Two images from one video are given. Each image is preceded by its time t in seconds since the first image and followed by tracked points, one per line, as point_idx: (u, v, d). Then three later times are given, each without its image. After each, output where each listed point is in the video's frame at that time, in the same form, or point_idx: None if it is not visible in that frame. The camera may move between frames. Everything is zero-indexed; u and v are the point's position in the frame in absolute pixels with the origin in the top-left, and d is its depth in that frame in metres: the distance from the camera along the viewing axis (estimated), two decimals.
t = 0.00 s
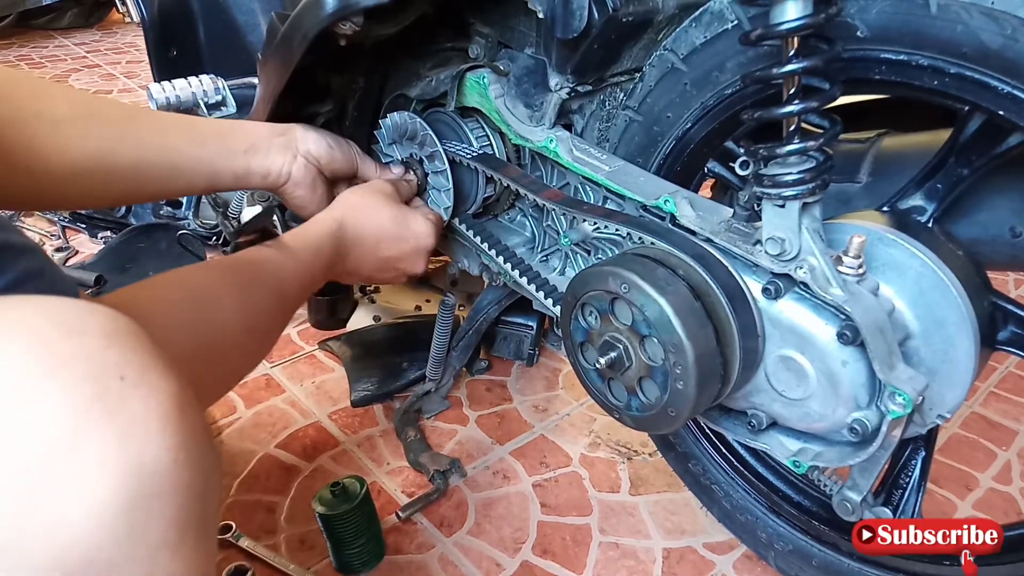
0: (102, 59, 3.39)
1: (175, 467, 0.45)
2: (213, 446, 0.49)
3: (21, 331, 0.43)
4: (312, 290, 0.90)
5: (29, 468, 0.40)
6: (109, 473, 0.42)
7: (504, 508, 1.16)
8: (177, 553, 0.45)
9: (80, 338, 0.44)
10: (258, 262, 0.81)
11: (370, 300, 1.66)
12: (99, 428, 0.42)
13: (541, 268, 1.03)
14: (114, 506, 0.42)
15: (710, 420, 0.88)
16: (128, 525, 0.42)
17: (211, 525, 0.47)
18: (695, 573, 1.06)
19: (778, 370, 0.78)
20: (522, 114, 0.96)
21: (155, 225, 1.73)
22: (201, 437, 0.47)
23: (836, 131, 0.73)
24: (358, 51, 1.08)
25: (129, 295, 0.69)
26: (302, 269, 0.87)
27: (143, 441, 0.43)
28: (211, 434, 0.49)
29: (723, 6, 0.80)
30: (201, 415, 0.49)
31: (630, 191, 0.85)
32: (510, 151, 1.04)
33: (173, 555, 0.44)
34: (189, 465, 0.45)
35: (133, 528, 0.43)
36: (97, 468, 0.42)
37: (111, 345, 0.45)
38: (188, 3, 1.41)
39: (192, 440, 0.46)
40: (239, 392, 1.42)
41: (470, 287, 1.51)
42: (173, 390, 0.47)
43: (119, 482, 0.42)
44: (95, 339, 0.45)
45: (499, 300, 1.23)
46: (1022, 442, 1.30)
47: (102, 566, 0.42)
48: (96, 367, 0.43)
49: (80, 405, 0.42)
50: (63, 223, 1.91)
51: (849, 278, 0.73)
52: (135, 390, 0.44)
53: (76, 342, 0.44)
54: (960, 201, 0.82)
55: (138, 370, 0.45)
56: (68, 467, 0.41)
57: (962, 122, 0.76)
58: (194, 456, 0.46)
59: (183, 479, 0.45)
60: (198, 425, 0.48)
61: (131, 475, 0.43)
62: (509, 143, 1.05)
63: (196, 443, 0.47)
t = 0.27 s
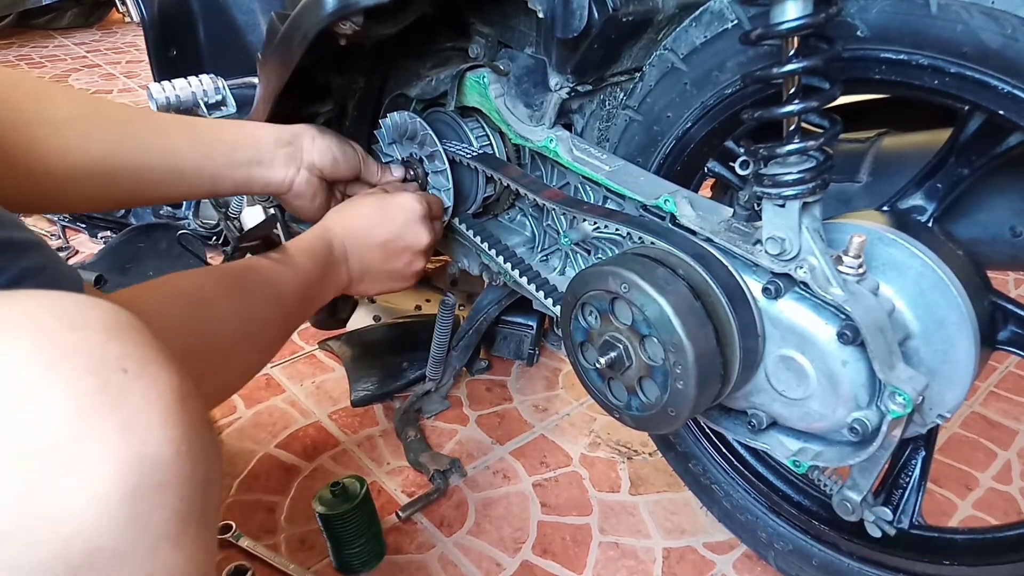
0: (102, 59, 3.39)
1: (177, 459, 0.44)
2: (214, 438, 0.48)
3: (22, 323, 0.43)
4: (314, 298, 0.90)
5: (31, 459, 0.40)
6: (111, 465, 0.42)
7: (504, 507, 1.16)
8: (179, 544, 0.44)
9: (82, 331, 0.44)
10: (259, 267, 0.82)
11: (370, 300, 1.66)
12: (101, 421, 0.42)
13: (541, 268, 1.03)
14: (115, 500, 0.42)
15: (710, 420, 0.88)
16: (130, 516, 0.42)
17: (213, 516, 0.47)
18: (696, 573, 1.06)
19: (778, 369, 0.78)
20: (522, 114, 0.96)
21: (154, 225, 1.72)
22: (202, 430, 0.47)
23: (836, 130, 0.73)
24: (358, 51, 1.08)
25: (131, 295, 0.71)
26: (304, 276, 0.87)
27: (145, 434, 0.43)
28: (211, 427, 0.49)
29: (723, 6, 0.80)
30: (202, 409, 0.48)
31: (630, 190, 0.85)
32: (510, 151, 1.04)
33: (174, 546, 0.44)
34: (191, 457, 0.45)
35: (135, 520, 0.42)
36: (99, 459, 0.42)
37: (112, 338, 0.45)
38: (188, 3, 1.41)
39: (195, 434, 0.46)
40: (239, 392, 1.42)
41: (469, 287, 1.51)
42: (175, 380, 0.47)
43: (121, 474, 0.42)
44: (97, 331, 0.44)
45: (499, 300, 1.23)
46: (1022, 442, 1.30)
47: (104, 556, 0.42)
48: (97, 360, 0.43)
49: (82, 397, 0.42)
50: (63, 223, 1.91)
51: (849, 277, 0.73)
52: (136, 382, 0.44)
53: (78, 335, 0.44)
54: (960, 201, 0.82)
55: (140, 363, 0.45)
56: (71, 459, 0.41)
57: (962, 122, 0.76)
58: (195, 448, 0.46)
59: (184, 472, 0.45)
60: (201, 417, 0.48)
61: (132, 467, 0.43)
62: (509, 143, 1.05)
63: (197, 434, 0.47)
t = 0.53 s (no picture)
0: (102, 59, 3.39)
1: (178, 459, 0.44)
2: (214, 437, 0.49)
3: (23, 323, 0.43)
4: (314, 299, 0.90)
5: (32, 457, 0.40)
6: (112, 463, 0.42)
7: (504, 507, 1.16)
8: (180, 543, 0.44)
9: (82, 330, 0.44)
10: (261, 267, 0.83)
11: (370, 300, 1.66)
12: (102, 419, 0.42)
13: (541, 268, 1.03)
14: (116, 499, 0.42)
15: (711, 420, 0.88)
16: (130, 515, 0.42)
17: (213, 516, 0.48)
18: (696, 572, 1.06)
19: (778, 369, 0.78)
20: (522, 114, 0.96)
21: (155, 225, 1.73)
22: (203, 429, 0.47)
23: (836, 130, 0.73)
24: (358, 51, 1.08)
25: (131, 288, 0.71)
26: (306, 276, 0.87)
27: (146, 433, 0.43)
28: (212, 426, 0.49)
29: (723, 6, 0.80)
30: (202, 409, 0.48)
31: (630, 190, 0.85)
32: (510, 151, 1.04)
33: (176, 545, 0.44)
34: (192, 456, 0.45)
35: (134, 520, 0.42)
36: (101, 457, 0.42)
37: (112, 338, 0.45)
38: (188, 3, 1.41)
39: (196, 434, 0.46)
40: (239, 392, 1.42)
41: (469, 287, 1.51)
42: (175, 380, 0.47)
43: (122, 472, 0.42)
44: (98, 329, 0.45)
45: (499, 300, 1.23)
46: (1022, 442, 1.30)
47: (105, 553, 0.42)
48: (99, 359, 0.43)
49: (83, 395, 0.42)
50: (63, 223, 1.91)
51: (849, 277, 0.73)
52: (138, 382, 0.44)
53: (78, 334, 0.44)
54: (960, 201, 0.82)
55: (141, 362, 0.45)
56: (72, 458, 0.41)
57: (962, 122, 0.76)
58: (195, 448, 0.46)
59: (185, 470, 0.45)
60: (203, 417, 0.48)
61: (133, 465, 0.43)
62: (509, 143, 1.05)
63: (198, 434, 0.47)
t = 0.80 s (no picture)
0: (102, 59, 3.39)
1: (165, 499, 0.44)
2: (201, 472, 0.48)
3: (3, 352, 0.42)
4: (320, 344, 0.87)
5: (16, 494, 0.39)
6: (97, 498, 0.41)
7: (504, 508, 1.16)
8: None
9: (67, 353, 0.44)
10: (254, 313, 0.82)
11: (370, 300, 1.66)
12: (84, 457, 0.41)
13: (541, 268, 1.03)
14: (105, 534, 0.41)
15: (710, 420, 0.88)
16: (119, 551, 0.41)
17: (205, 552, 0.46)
18: (695, 572, 1.06)
19: (778, 369, 0.78)
20: (522, 114, 0.96)
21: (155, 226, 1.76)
22: (190, 461, 0.47)
23: (836, 130, 0.73)
24: (357, 51, 1.08)
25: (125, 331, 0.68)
26: (304, 315, 0.86)
27: (131, 468, 0.43)
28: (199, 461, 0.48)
29: (723, 6, 0.80)
30: (192, 445, 0.48)
31: (630, 190, 0.85)
32: (510, 151, 1.04)
33: None
34: (179, 492, 0.45)
35: (122, 555, 0.41)
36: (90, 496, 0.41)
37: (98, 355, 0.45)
38: (187, 3, 1.41)
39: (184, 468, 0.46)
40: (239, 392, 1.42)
41: (469, 287, 1.51)
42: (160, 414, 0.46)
43: (108, 507, 0.41)
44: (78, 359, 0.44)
45: (499, 300, 1.23)
46: (1022, 442, 1.30)
47: None
48: (79, 395, 0.43)
49: (65, 431, 0.41)
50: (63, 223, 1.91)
51: (849, 277, 0.73)
52: (120, 414, 0.44)
53: (58, 362, 0.43)
54: (960, 201, 0.82)
55: (132, 399, 0.45)
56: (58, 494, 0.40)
57: (962, 122, 0.76)
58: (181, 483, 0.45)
59: (171, 511, 0.44)
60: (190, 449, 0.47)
61: (118, 505, 0.42)
62: (509, 143, 1.05)
63: (185, 466, 0.46)
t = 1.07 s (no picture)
0: (102, 59, 3.39)
1: None
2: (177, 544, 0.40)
3: None
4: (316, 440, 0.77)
5: None
6: None
7: (504, 508, 1.16)
8: None
9: (29, 401, 0.32)
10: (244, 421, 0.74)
11: (370, 300, 1.66)
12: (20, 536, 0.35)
13: (541, 268, 1.03)
14: None
15: (710, 420, 0.88)
16: None
17: None
18: (695, 572, 1.06)
19: (778, 369, 0.78)
20: (522, 114, 0.96)
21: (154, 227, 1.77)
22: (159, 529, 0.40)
23: (836, 130, 0.73)
24: (358, 51, 1.08)
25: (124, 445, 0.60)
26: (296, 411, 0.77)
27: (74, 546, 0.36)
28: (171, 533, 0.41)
29: (723, 6, 0.80)
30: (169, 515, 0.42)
31: (630, 191, 0.85)
32: (510, 151, 1.05)
33: None
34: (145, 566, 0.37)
35: None
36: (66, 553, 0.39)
37: (76, 395, 0.34)
38: (188, 3, 1.41)
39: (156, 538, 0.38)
40: (239, 392, 1.42)
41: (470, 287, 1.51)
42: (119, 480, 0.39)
43: None
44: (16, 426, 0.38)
45: (499, 300, 1.23)
46: (1022, 442, 1.30)
47: None
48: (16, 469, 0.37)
49: None
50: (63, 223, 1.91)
51: (849, 277, 0.73)
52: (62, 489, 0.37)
53: None
54: (960, 201, 0.82)
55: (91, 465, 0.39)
56: None
57: (962, 122, 0.76)
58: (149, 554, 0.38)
59: None
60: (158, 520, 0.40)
61: None
62: (509, 143, 1.05)
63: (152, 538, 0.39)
